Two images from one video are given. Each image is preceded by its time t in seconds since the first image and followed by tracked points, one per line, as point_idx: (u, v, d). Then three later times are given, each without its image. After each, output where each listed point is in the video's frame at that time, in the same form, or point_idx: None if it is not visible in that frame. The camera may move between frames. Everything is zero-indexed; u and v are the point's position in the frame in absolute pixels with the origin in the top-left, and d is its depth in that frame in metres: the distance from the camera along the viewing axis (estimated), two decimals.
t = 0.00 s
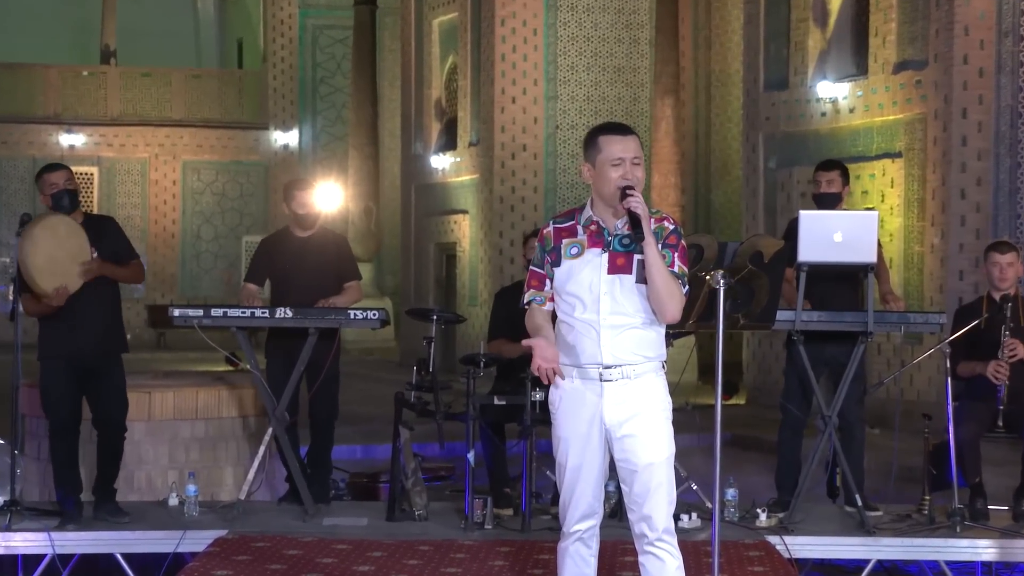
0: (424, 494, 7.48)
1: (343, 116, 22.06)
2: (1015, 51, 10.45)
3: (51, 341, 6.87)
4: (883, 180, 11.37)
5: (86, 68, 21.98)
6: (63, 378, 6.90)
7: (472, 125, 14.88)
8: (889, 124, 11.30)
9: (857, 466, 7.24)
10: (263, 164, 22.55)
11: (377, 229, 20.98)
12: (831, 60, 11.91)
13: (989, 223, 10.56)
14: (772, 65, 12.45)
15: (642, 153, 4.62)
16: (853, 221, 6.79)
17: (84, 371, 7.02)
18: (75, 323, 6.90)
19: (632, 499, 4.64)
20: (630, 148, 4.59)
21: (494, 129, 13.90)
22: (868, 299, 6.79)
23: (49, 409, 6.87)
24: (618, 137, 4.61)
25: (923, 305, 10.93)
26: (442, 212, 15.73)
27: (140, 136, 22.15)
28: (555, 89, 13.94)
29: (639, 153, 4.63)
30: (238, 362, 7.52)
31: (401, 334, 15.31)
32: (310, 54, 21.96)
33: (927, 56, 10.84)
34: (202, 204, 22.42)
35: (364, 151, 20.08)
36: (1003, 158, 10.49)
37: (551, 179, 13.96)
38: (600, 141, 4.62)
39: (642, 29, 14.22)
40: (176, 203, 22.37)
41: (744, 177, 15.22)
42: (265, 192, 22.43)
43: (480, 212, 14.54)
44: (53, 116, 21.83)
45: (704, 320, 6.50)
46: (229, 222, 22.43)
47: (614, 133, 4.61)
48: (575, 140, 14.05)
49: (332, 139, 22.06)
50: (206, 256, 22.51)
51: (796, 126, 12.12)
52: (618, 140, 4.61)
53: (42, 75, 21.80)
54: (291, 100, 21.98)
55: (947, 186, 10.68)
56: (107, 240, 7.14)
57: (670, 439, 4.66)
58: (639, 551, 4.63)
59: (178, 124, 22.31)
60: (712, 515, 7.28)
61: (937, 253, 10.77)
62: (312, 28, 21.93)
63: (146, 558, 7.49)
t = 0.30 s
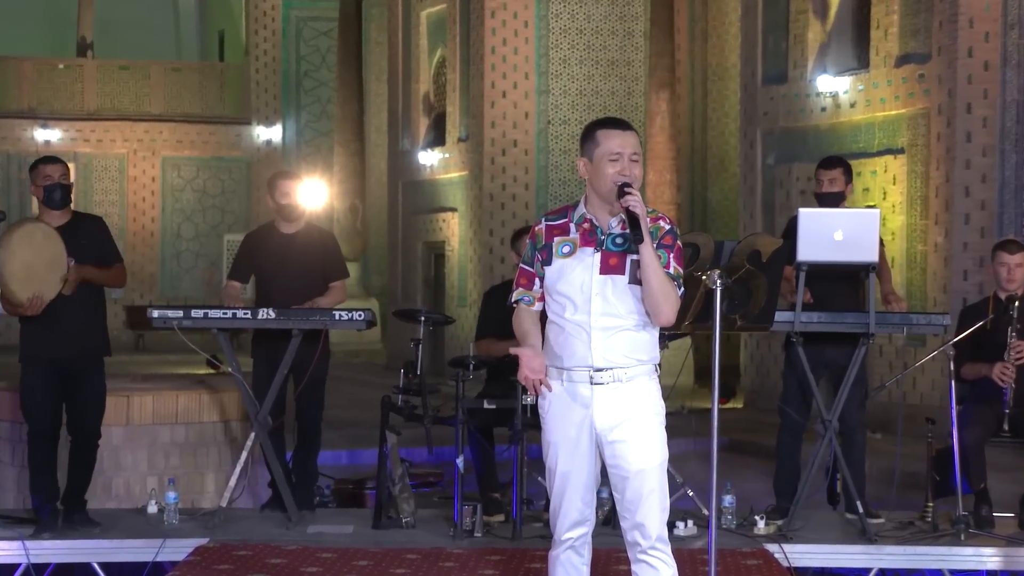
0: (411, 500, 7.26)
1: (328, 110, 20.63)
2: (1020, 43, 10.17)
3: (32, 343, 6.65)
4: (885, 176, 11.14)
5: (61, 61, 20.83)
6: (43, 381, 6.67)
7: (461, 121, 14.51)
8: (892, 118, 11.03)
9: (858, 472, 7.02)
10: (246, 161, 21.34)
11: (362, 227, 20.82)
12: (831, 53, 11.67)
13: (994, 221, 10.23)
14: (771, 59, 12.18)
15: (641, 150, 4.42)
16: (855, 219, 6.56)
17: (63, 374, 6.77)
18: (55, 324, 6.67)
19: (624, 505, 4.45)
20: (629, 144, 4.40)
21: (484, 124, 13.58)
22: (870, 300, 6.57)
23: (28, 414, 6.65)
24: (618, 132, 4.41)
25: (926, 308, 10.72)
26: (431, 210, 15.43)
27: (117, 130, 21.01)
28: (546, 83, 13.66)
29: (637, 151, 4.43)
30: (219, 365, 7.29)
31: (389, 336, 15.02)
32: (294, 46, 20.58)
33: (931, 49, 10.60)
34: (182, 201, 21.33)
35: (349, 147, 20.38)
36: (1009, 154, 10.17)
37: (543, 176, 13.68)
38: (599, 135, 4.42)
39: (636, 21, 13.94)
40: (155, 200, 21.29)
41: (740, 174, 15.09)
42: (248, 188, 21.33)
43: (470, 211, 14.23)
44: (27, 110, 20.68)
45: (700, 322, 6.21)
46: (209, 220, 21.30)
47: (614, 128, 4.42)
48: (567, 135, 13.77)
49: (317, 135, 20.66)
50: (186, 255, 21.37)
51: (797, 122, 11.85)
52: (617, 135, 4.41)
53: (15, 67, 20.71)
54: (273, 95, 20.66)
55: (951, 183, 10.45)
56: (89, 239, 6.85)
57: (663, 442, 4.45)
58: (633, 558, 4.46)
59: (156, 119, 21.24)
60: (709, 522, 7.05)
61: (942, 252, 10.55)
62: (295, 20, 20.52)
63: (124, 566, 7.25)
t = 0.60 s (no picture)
0: (402, 508, 7.04)
1: (316, 105, 20.19)
2: None
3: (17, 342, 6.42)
4: (890, 174, 10.79)
5: (39, 54, 19.59)
6: (29, 382, 6.43)
7: (454, 117, 14.14)
8: (896, 114, 10.71)
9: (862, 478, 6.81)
10: (231, 158, 20.16)
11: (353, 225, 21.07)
12: (835, 47, 11.34)
13: (1003, 220, 9.84)
14: (772, 53, 11.86)
15: (634, 147, 4.21)
16: (860, 217, 6.31)
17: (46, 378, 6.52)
18: (45, 323, 6.44)
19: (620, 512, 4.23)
20: (622, 141, 4.18)
21: (477, 120, 13.13)
22: (876, 300, 6.36)
23: (10, 418, 6.40)
24: (609, 128, 4.20)
25: (931, 308, 10.40)
26: (422, 210, 15.08)
27: (97, 126, 19.69)
28: (540, 78, 13.03)
29: (631, 147, 4.22)
30: (204, 369, 7.06)
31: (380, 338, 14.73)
32: (281, 40, 20.05)
33: (937, 43, 10.24)
34: (164, 201, 20.06)
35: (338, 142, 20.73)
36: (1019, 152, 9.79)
37: (538, 174, 13.06)
38: (590, 132, 4.20)
39: (634, 13, 13.13)
40: (136, 200, 19.98)
41: (741, 171, 14.68)
42: (234, 186, 20.10)
43: (462, 210, 13.87)
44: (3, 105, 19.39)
45: (699, 324, 5.96)
46: (194, 220, 20.06)
47: (605, 123, 4.20)
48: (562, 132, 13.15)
49: (305, 132, 20.22)
50: (169, 256, 20.13)
51: (800, 117, 11.54)
52: (609, 131, 4.20)
53: None
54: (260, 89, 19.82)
55: (958, 180, 10.06)
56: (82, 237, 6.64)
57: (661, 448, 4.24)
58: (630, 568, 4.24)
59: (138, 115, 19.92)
60: (708, 531, 6.84)
61: (947, 252, 10.21)
62: (282, 13, 20.05)
63: None
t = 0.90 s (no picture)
0: (390, 516, 6.82)
1: (302, 100, 19.34)
2: None
3: None
4: (893, 171, 10.44)
5: (16, 48, 19.43)
6: (11, 386, 6.21)
7: (443, 112, 13.65)
8: (900, 109, 10.34)
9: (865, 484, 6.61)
10: (215, 153, 19.92)
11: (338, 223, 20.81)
12: (836, 40, 10.97)
13: (1009, 218, 9.60)
14: (772, 47, 11.54)
15: (626, 142, 4.04)
16: (863, 216, 6.09)
17: (29, 382, 6.28)
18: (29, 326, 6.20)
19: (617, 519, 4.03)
20: (614, 135, 4.01)
21: (467, 115, 12.58)
22: (878, 302, 6.17)
23: None
24: (601, 122, 4.02)
25: (936, 310, 9.98)
26: (411, 207, 14.57)
27: (76, 121, 19.41)
28: (534, 71, 12.66)
29: (622, 142, 4.05)
30: (187, 372, 6.84)
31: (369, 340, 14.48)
32: (265, 33, 19.19)
33: (942, 36, 9.89)
34: (145, 198, 19.74)
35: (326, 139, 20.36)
36: None
37: (530, 171, 12.67)
38: (580, 127, 4.02)
39: (629, 6, 12.93)
40: (117, 195, 19.61)
41: (740, 168, 14.50)
42: (217, 185, 19.83)
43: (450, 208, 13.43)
44: None
45: (697, 325, 5.68)
46: (176, 218, 19.78)
47: (596, 118, 4.03)
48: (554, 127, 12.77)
49: (291, 127, 19.42)
50: (150, 255, 19.81)
51: (801, 113, 11.17)
52: (600, 126, 4.02)
53: None
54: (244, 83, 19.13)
55: (963, 178, 9.74)
56: (71, 240, 6.42)
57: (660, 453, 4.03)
58: None
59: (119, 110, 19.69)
60: (706, 539, 6.63)
61: (953, 251, 9.82)
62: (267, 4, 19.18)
63: None
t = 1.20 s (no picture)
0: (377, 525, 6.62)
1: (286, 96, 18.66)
2: None
3: None
4: (896, 170, 10.13)
5: None
6: None
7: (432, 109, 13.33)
8: (902, 106, 10.08)
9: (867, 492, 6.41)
10: (196, 151, 19.69)
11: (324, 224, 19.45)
12: (838, 34, 10.64)
13: (1015, 218, 9.35)
14: (771, 43, 11.19)
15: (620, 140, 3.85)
16: (863, 216, 5.87)
17: (10, 388, 6.06)
18: (9, 329, 6.00)
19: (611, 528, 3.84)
20: (608, 132, 3.82)
21: (457, 112, 12.28)
22: (880, 307, 5.98)
23: None
24: (594, 118, 3.83)
25: (940, 312, 9.72)
26: (398, 206, 14.31)
27: (53, 119, 19.15)
28: (526, 67, 12.29)
29: (616, 140, 3.86)
30: (168, 378, 6.62)
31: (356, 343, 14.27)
32: (248, 27, 18.73)
33: (946, 31, 9.65)
34: (125, 198, 19.59)
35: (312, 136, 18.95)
36: None
37: (522, 170, 12.35)
38: (573, 122, 3.83)
39: None
40: (95, 195, 19.48)
41: (737, 167, 14.39)
42: (198, 184, 19.62)
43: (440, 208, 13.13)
44: None
45: (694, 329, 5.51)
46: (156, 218, 19.62)
47: (589, 114, 3.83)
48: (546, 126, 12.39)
49: (275, 125, 18.66)
50: (129, 256, 19.67)
51: (798, 110, 10.88)
52: (593, 122, 3.83)
53: None
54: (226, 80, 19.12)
55: (968, 176, 9.49)
56: (52, 240, 6.20)
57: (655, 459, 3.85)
58: None
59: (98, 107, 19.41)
60: (703, 549, 6.43)
61: (957, 253, 9.59)
62: None
63: None
